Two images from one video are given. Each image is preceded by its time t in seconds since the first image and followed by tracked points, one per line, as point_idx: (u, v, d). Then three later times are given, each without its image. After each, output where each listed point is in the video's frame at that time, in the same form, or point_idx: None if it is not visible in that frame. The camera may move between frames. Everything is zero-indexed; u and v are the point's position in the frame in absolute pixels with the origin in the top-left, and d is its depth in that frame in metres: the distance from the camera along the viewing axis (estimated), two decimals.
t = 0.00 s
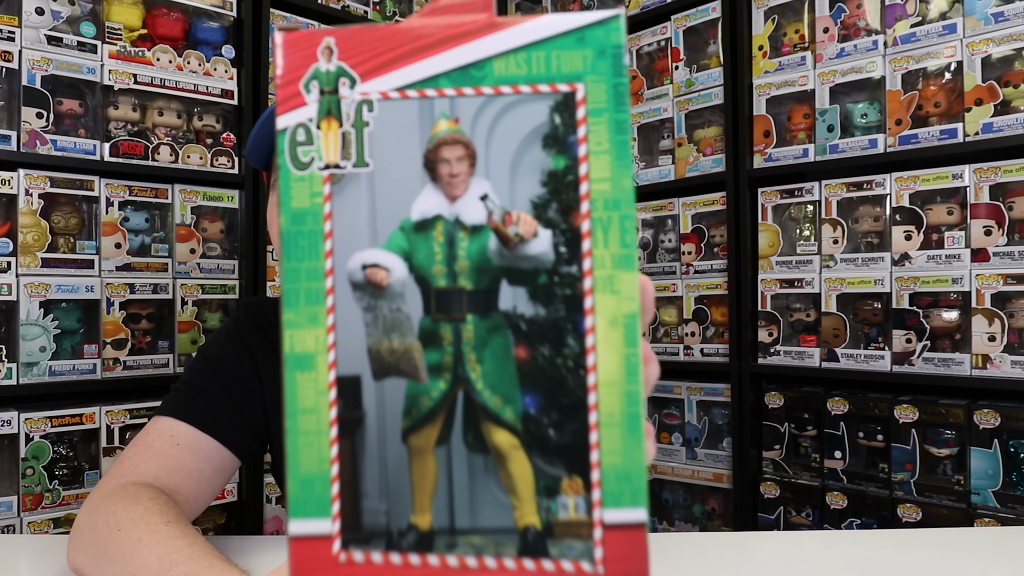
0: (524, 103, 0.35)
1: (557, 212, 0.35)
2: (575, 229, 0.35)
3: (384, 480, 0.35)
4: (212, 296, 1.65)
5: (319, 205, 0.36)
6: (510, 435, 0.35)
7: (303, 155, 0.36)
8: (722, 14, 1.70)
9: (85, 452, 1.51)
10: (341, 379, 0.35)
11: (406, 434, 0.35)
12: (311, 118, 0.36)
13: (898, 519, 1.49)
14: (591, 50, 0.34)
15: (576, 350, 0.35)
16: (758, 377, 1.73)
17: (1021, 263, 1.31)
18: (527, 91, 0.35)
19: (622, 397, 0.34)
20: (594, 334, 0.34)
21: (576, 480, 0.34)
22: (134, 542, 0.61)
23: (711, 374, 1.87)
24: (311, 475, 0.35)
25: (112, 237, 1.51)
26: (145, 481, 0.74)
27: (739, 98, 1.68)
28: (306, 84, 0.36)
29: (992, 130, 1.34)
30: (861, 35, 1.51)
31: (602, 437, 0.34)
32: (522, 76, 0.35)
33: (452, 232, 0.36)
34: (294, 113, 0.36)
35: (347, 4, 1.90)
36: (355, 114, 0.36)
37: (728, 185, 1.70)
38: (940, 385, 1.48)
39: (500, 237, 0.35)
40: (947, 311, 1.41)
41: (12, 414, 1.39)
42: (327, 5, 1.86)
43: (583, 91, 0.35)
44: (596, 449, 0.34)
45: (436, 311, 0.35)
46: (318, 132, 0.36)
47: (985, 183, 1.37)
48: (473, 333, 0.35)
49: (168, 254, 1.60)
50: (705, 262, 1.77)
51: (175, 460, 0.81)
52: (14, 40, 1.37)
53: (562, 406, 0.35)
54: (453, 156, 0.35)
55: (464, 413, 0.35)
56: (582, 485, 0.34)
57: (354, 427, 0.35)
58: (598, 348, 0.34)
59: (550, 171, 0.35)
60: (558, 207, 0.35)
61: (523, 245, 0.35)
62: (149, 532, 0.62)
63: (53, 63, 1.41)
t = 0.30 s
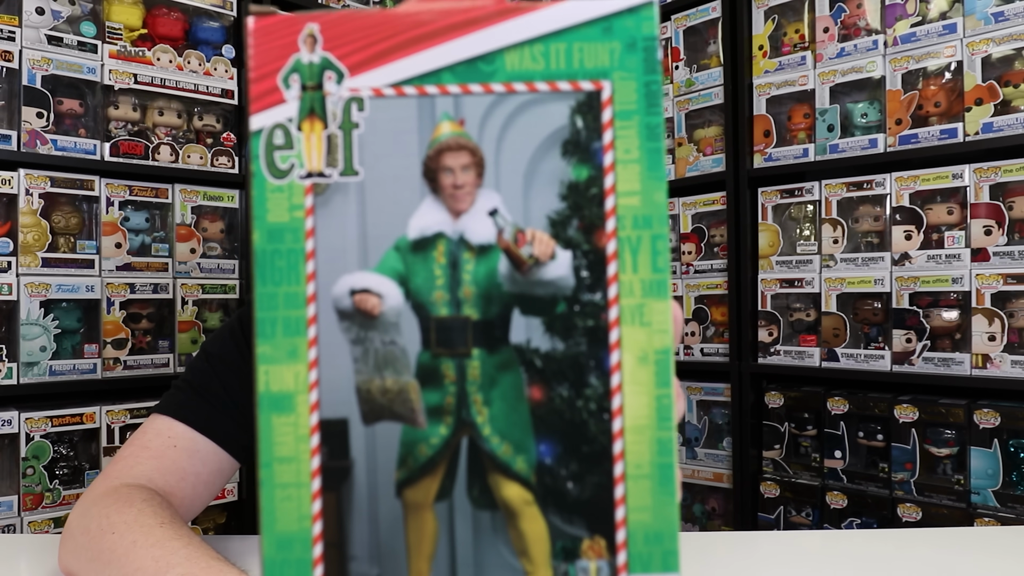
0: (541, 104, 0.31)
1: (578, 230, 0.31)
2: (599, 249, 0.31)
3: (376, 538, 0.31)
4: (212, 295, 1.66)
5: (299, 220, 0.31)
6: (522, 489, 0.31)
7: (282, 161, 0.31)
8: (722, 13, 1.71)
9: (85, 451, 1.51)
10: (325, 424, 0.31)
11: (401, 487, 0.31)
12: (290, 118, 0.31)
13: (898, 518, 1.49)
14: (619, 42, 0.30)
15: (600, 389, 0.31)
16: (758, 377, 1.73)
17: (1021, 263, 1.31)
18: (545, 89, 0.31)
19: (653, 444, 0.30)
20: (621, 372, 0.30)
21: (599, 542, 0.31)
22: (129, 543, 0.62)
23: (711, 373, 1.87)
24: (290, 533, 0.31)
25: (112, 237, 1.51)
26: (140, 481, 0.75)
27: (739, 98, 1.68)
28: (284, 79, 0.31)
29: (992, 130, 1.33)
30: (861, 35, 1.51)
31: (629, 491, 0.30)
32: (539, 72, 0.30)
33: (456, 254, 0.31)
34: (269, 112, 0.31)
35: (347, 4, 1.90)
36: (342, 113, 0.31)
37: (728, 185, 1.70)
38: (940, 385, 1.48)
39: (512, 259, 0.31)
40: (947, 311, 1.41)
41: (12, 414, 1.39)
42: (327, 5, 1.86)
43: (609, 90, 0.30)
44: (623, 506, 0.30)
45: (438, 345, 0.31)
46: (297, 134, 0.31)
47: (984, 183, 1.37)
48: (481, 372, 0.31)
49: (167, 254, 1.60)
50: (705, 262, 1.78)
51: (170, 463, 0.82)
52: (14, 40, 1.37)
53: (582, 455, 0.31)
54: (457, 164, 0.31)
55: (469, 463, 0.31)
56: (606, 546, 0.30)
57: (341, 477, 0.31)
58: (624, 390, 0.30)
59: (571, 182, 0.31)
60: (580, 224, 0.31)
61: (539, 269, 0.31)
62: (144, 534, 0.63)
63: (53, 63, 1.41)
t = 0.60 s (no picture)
0: (553, 83, 0.29)
1: (593, 220, 0.29)
2: (617, 242, 0.29)
3: (370, 553, 0.30)
4: (213, 295, 1.67)
5: (290, 207, 0.30)
6: (531, 503, 0.29)
7: (272, 143, 0.30)
8: (722, 14, 1.71)
9: (87, 451, 1.52)
10: (315, 429, 0.30)
11: (399, 500, 0.30)
12: (283, 97, 0.30)
13: (896, 518, 1.50)
14: (638, 17, 0.29)
15: (618, 394, 0.29)
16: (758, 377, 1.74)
17: (1019, 263, 1.31)
18: (558, 67, 0.29)
19: (675, 454, 0.29)
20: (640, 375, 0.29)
21: (615, 562, 0.29)
22: (122, 548, 0.65)
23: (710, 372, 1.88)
24: (276, 549, 0.29)
25: (114, 237, 1.51)
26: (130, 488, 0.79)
27: (739, 98, 1.69)
28: (277, 55, 0.30)
29: (990, 131, 1.34)
30: (859, 36, 1.51)
31: (648, 504, 0.29)
32: (552, 49, 0.29)
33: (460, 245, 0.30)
34: (261, 89, 0.30)
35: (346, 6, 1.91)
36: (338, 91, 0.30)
37: (728, 185, 1.71)
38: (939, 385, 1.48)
39: (522, 250, 0.30)
40: (944, 311, 1.42)
41: (15, 414, 1.39)
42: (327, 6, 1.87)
43: (628, 68, 0.29)
44: (641, 522, 0.29)
45: (441, 344, 0.29)
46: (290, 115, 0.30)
47: (983, 183, 1.37)
48: (487, 375, 0.29)
49: (169, 254, 1.61)
50: (705, 262, 1.79)
51: (158, 470, 0.86)
52: (16, 41, 1.37)
53: (598, 466, 0.29)
54: (462, 147, 0.30)
55: (473, 472, 0.30)
56: (623, 566, 0.29)
57: (333, 487, 0.30)
58: (643, 395, 0.29)
59: (585, 167, 0.30)
60: (596, 214, 0.29)
61: (551, 263, 0.29)
62: (136, 538, 0.65)
63: (55, 64, 1.41)
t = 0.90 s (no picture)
0: (581, 70, 0.33)
1: (622, 215, 0.33)
2: (647, 238, 0.33)
3: (384, 561, 0.33)
4: (214, 295, 1.68)
5: (302, 200, 0.33)
6: (556, 512, 0.33)
7: (284, 133, 0.34)
8: (721, 15, 1.71)
9: (89, 450, 1.53)
10: (327, 434, 0.33)
11: (416, 509, 0.33)
12: (294, 84, 0.34)
13: (894, 517, 1.51)
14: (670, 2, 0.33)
15: (647, 397, 0.33)
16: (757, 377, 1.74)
17: (1016, 263, 1.32)
18: (585, 53, 0.33)
19: (707, 460, 0.32)
20: (671, 378, 0.33)
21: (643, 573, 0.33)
22: (121, 548, 0.66)
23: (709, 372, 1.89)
24: (287, 560, 0.33)
25: (116, 237, 1.53)
26: (129, 488, 0.81)
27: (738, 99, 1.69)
28: (288, 40, 0.34)
29: (987, 132, 1.34)
30: (858, 37, 1.51)
31: (678, 513, 0.33)
32: (580, 34, 0.33)
33: (482, 242, 0.34)
34: (271, 75, 0.34)
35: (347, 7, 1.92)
36: (351, 77, 0.34)
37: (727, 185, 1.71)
38: (937, 386, 1.47)
39: (547, 247, 0.33)
40: (942, 311, 1.43)
41: (17, 413, 1.39)
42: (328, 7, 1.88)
43: (659, 57, 0.33)
44: (672, 531, 0.33)
45: (461, 345, 0.33)
46: (301, 103, 0.34)
47: (981, 184, 1.37)
48: (509, 378, 0.33)
49: (171, 254, 1.62)
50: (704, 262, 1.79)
51: (157, 472, 0.89)
52: (18, 43, 1.38)
53: (626, 473, 0.33)
54: (485, 138, 0.33)
55: (495, 477, 0.33)
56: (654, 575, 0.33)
57: (347, 494, 0.33)
58: (673, 398, 0.33)
59: (613, 158, 0.33)
60: (625, 208, 0.33)
61: (577, 260, 0.33)
62: (135, 538, 0.67)
63: (57, 65, 1.42)
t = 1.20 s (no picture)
0: (562, 67, 0.36)
1: (603, 208, 0.36)
2: (629, 229, 0.36)
3: (377, 549, 0.36)
4: (215, 296, 1.69)
5: (292, 198, 0.37)
6: (544, 500, 0.36)
7: (275, 134, 0.37)
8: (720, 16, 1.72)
9: (91, 450, 1.54)
10: (320, 425, 0.36)
11: (407, 498, 0.37)
12: (284, 86, 0.37)
13: (893, 516, 1.52)
14: None
15: (632, 385, 0.36)
16: (755, 376, 1.75)
17: (1014, 264, 1.33)
18: (565, 50, 0.36)
19: (692, 446, 0.35)
20: (655, 365, 0.35)
21: (631, 558, 0.36)
22: (123, 546, 0.67)
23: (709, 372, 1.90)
24: (282, 552, 0.36)
25: (117, 238, 1.53)
26: (131, 488, 0.82)
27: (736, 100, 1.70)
28: (277, 44, 0.37)
29: (985, 133, 1.35)
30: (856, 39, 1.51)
31: (664, 499, 0.35)
32: (560, 32, 0.36)
33: (468, 236, 0.37)
34: (262, 77, 0.37)
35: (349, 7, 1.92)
36: (339, 78, 0.37)
37: (726, 186, 1.73)
38: (936, 385, 1.49)
39: (532, 240, 0.36)
40: (941, 311, 1.43)
41: (19, 413, 1.40)
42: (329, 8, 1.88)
43: (637, 53, 0.36)
44: (658, 517, 0.35)
45: (449, 338, 0.36)
46: (291, 104, 0.37)
47: (979, 184, 1.38)
48: (496, 369, 0.36)
49: (172, 255, 1.63)
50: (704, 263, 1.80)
51: (158, 472, 0.91)
52: (20, 44, 1.38)
53: (612, 461, 0.36)
54: (469, 135, 0.37)
55: (484, 464, 0.36)
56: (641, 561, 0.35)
57: (339, 485, 0.36)
58: (657, 385, 0.35)
59: (594, 152, 0.36)
60: (606, 201, 0.36)
61: (560, 251, 0.36)
62: (137, 537, 0.68)
63: (59, 66, 1.42)
